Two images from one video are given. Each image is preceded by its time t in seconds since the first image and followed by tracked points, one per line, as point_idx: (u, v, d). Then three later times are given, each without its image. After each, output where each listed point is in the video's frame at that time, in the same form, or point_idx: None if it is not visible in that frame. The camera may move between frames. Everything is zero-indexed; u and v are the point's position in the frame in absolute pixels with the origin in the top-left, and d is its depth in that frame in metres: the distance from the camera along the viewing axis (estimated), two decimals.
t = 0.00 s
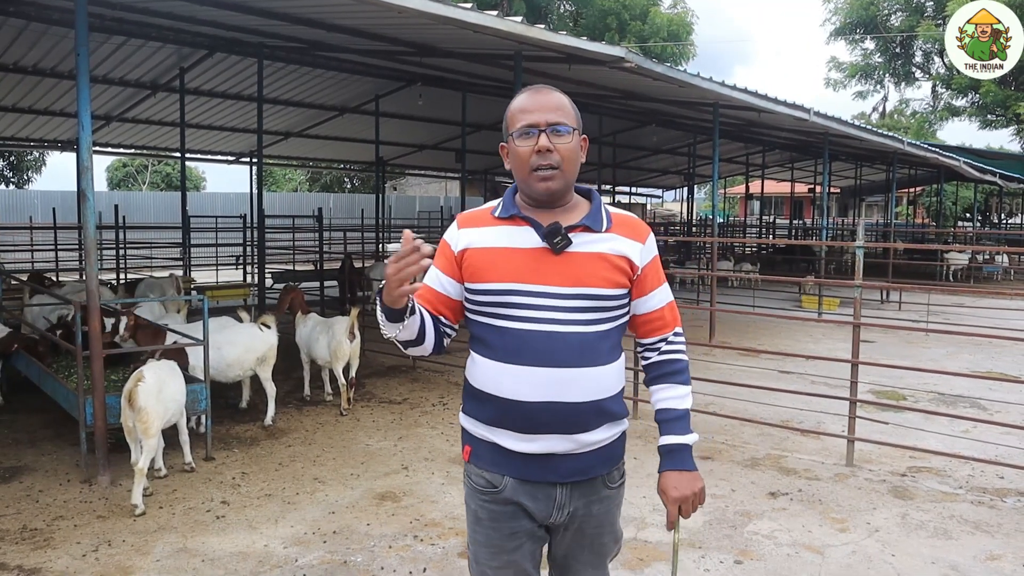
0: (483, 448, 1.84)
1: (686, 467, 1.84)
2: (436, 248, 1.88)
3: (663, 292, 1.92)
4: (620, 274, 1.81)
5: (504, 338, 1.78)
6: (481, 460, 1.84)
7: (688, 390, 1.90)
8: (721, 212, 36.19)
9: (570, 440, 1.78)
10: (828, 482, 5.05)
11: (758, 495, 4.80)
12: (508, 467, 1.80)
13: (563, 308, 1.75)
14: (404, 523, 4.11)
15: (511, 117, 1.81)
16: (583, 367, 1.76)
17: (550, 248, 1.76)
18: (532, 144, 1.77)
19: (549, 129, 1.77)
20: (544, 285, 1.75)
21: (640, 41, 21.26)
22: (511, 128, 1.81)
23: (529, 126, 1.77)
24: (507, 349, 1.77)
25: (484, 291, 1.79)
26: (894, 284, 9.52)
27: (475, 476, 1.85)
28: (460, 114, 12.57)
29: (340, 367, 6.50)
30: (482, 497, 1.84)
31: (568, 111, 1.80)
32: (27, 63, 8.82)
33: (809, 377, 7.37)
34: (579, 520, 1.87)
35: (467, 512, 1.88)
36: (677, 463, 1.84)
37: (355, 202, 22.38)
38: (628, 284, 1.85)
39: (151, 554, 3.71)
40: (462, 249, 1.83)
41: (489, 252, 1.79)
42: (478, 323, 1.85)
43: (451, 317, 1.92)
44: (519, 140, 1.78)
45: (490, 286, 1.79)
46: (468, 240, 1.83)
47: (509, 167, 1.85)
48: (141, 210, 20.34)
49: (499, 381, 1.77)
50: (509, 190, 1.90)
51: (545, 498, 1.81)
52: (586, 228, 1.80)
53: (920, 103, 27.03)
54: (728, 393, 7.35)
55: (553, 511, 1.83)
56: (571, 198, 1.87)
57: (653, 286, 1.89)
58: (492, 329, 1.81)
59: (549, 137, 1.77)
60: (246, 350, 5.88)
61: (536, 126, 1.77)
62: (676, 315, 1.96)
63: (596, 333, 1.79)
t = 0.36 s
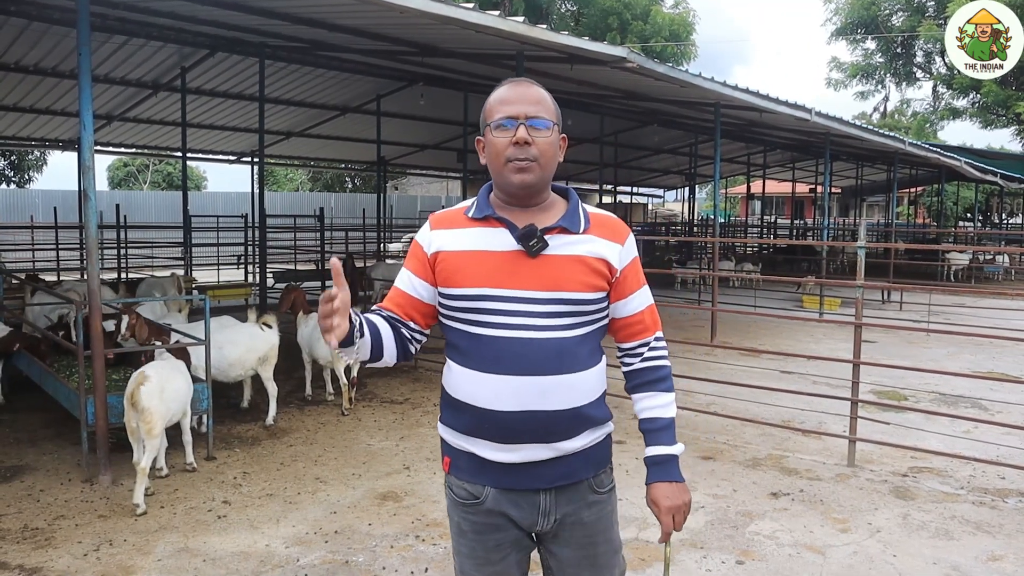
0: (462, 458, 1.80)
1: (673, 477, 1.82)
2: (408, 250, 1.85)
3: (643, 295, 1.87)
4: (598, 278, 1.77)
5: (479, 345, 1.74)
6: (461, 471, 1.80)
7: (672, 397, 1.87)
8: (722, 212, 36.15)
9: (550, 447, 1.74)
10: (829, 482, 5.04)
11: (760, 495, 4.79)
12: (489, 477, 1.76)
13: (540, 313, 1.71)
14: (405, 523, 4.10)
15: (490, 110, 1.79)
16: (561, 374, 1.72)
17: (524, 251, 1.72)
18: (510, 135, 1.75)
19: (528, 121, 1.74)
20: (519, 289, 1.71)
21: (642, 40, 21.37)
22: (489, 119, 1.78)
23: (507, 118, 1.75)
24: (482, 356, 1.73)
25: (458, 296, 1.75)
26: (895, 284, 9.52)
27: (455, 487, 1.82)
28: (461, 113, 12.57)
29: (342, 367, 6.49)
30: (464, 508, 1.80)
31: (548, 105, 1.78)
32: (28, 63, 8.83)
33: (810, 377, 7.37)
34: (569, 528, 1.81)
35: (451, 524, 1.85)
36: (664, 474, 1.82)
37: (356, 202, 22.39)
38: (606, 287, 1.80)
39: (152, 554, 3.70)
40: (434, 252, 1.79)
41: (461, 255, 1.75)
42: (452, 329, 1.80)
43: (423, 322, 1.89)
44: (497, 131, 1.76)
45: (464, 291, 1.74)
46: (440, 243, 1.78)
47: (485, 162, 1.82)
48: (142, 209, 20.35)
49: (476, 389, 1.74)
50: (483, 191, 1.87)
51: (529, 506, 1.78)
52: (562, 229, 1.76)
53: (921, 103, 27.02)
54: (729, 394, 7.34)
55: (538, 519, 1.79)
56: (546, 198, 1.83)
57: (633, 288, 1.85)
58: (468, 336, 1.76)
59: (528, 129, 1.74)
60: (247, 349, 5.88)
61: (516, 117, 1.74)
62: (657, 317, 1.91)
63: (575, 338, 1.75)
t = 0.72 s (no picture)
0: (468, 462, 1.79)
1: (687, 476, 1.82)
2: (408, 255, 1.83)
3: (648, 292, 1.86)
4: (604, 277, 1.76)
5: (484, 348, 1.73)
6: (467, 473, 1.80)
7: (681, 394, 1.87)
8: (730, 212, 36.09)
9: (558, 450, 1.73)
10: (839, 482, 5.02)
11: (769, 495, 4.77)
12: (495, 479, 1.76)
13: (545, 314, 1.70)
14: (414, 521, 4.10)
15: (491, 108, 1.77)
16: (567, 374, 1.72)
17: (529, 253, 1.71)
18: (513, 134, 1.73)
19: (530, 121, 1.73)
20: (523, 292, 1.70)
21: (650, 40, 21.16)
22: (491, 118, 1.76)
23: (510, 117, 1.73)
24: (488, 359, 1.73)
25: (462, 300, 1.74)
26: (904, 284, 9.47)
27: (462, 490, 1.81)
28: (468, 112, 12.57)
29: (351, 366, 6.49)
30: (471, 511, 1.79)
31: (551, 103, 1.77)
32: (37, 62, 8.86)
33: (819, 377, 7.34)
34: (577, 529, 1.80)
35: (458, 527, 1.85)
36: (678, 473, 1.82)
37: (364, 201, 22.41)
38: (612, 286, 1.79)
39: (162, 552, 3.71)
40: (436, 257, 1.77)
41: (463, 258, 1.74)
42: (456, 332, 1.80)
43: (431, 329, 1.89)
44: (499, 131, 1.74)
45: (468, 295, 1.73)
46: (443, 247, 1.76)
47: (486, 160, 1.81)
48: (151, 209, 20.43)
49: (481, 392, 1.73)
50: (483, 190, 1.86)
51: (537, 507, 1.76)
52: (566, 228, 1.75)
53: (929, 103, 26.89)
54: (738, 393, 7.32)
55: (547, 519, 1.77)
56: (548, 198, 1.82)
57: (638, 286, 1.84)
58: (472, 339, 1.76)
59: (531, 129, 1.72)
60: (256, 348, 5.89)
61: (519, 116, 1.73)
62: (662, 314, 1.91)
63: (580, 339, 1.74)
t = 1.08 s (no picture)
0: (485, 459, 1.79)
1: (705, 477, 1.81)
2: (428, 247, 1.84)
3: (670, 288, 1.86)
4: (625, 270, 1.75)
5: (503, 341, 1.73)
6: (484, 471, 1.80)
7: (703, 393, 1.86)
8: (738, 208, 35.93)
9: (576, 447, 1.73)
10: (847, 478, 5.00)
11: (777, 491, 4.76)
12: (512, 477, 1.75)
13: (564, 307, 1.70)
14: (422, 516, 4.11)
15: (511, 100, 1.77)
16: (586, 370, 1.71)
17: (548, 244, 1.71)
18: (533, 126, 1.73)
19: (550, 112, 1.73)
20: (542, 284, 1.70)
21: (658, 35, 21.12)
22: (510, 110, 1.76)
23: (530, 109, 1.73)
24: (506, 353, 1.72)
25: (481, 291, 1.73)
26: (914, 280, 9.41)
27: (479, 488, 1.81)
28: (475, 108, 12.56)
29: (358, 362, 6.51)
30: (487, 509, 1.79)
31: (571, 94, 1.76)
32: (46, 59, 8.89)
33: (828, 372, 7.31)
34: (593, 530, 1.79)
35: (475, 525, 1.85)
36: (696, 473, 1.81)
37: (371, 198, 22.42)
38: (634, 280, 1.79)
39: (171, 546, 3.73)
40: (455, 247, 1.78)
41: (483, 249, 1.74)
42: (475, 325, 1.79)
43: (448, 322, 1.89)
44: (519, 123, 1.74)
45: (487, 286, 1.73)
46: (463, 237, 1.77)
47: (506, 152, 1.81)
48: (159, 206, 20.51)
49: (499, 387, 1.73)
50: (504, 181, 1.86)
51: (554, 507, 1.76)
52: (588, 220, 1.74)
53: (939, 98, 26.70)
54: (746, 389, 7.31)
55: (564, 520, 1.77)
56: (570, 189, 1.81)
57: (660, 281, 1.83)
58: (491, 332, 1.75)
59: (550, 121, 1.72)
60: (265, 343, 5.91)
61: (538, 108, 1.73)
62: (684, 311, 1.90)
63: (601, 333, 1.73)
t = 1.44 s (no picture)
0: (502, 456, 1.78)
1: (724, 476, 1.80)
2: (446, 241, 1.82)
3: (690, 284, 1.85)
4: (646, 265, 1.73)
5: (522, 336, 1.72)
6: (501, 468, 1.79)
7: (723, 390, 1.85)
8: (743, 203, 35.82)
9: (594, 444, 1.72)
10: (855, 473, 4.99)
11: (783, 486, 4.75)
12: (529, 475, 1.75)
13: (583, 302, 1.68)
14: (429, 510, 4.12)
15: (533, 94, 1.76)
16: (605, 366, 1.70)
17: (569, 238, 1.69)
18: (555, 122, 1.72)
19: (573, 107, 1.71)
20: (562, 278, 1.69)
21: (663, 30, 21.11)
22: (532, 104, 1.75)
23: (552, 104, 1.72)
24: (525, 348, 1.71)
25: (500, 285, 1.72)
26: (921, 274, 9.36)
27: (495, 487, 1.81)
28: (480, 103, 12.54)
29: (365, 356, 6.51)
30: (503, 507, 1.79)
31: (594, 89, 1.74)
32: (52, 54, 8.89)
33: (835, 367, 7.29)
34: (610, 530, 1.79)
35: (490, 523, 1.84)
36: (714, 472, 1.81)
37: (376, 192, 22.41)
38: (654, 275, 1.77)
39: (179, 540, 3.74)
40: (474, 241, 1.77)
41: (503, 243, 1.72)
42: (492, 320, 1.78)
43: (468, 317, 1.87)
44: (540, 117, 1.72)
45: (506, 280, 1.72)
46: (482, 230, 1.75)
47: (527, 147, 1.79)
48: (165, 201, 20.55)
49: (517, 383, 1.72)
50: (523, 176, 1.85)
51: (571, 506, 1.75)
52: (608, 215, 1.73)
53: (946, 92, 26.56)
54: (753, 384, 7.29)
55: (581, 520, 1.76)
56: (591, 184, 1.80)
57: (681, 277, 1.82)
58: (509, 327, 1.74)
59: (573, 116, 1.71)
60: (272, 338, 5.91)
61: (560, 103, 1.71)
62: (705, 307, 1.89)
63: (621, 329, 1.72)
